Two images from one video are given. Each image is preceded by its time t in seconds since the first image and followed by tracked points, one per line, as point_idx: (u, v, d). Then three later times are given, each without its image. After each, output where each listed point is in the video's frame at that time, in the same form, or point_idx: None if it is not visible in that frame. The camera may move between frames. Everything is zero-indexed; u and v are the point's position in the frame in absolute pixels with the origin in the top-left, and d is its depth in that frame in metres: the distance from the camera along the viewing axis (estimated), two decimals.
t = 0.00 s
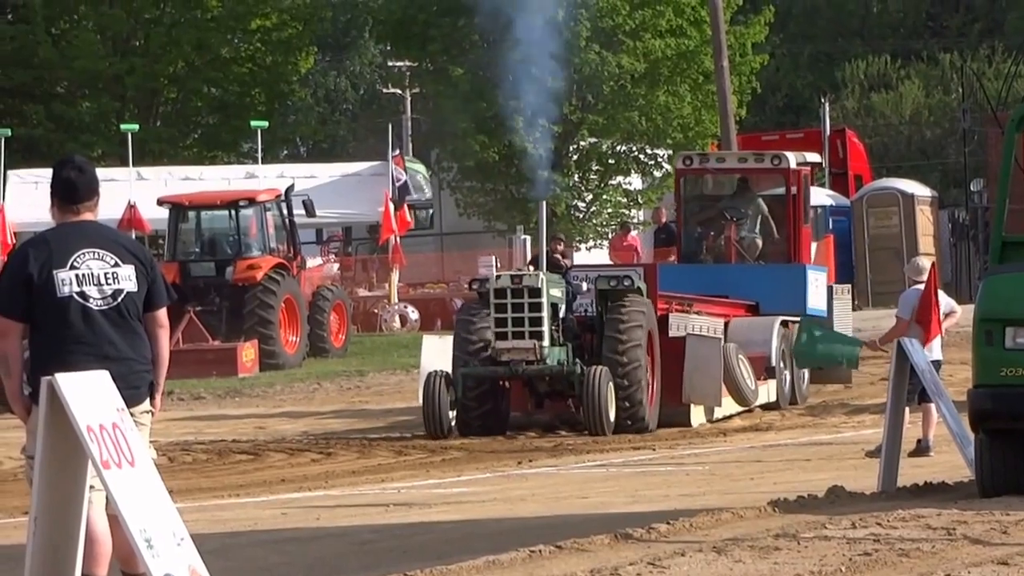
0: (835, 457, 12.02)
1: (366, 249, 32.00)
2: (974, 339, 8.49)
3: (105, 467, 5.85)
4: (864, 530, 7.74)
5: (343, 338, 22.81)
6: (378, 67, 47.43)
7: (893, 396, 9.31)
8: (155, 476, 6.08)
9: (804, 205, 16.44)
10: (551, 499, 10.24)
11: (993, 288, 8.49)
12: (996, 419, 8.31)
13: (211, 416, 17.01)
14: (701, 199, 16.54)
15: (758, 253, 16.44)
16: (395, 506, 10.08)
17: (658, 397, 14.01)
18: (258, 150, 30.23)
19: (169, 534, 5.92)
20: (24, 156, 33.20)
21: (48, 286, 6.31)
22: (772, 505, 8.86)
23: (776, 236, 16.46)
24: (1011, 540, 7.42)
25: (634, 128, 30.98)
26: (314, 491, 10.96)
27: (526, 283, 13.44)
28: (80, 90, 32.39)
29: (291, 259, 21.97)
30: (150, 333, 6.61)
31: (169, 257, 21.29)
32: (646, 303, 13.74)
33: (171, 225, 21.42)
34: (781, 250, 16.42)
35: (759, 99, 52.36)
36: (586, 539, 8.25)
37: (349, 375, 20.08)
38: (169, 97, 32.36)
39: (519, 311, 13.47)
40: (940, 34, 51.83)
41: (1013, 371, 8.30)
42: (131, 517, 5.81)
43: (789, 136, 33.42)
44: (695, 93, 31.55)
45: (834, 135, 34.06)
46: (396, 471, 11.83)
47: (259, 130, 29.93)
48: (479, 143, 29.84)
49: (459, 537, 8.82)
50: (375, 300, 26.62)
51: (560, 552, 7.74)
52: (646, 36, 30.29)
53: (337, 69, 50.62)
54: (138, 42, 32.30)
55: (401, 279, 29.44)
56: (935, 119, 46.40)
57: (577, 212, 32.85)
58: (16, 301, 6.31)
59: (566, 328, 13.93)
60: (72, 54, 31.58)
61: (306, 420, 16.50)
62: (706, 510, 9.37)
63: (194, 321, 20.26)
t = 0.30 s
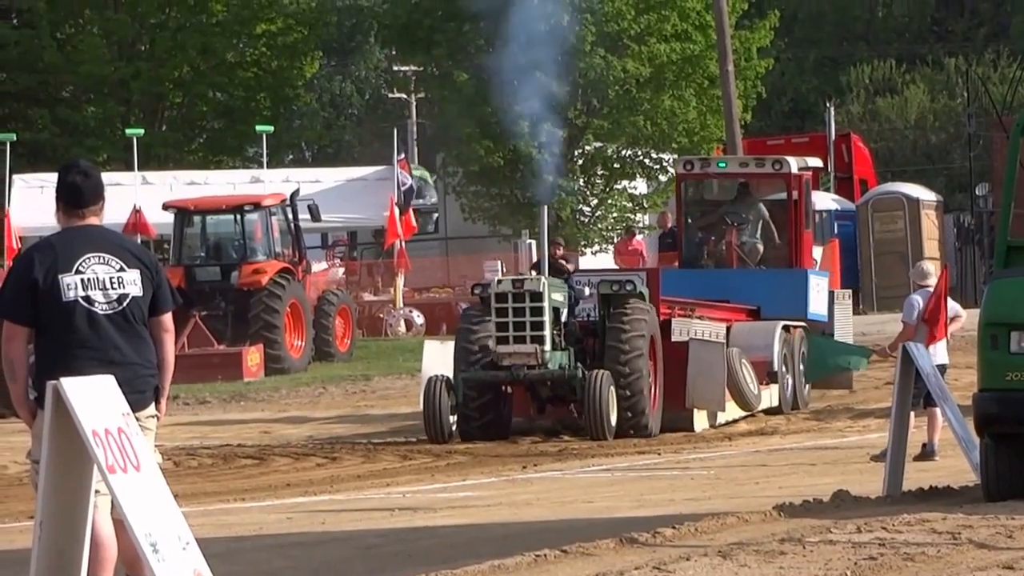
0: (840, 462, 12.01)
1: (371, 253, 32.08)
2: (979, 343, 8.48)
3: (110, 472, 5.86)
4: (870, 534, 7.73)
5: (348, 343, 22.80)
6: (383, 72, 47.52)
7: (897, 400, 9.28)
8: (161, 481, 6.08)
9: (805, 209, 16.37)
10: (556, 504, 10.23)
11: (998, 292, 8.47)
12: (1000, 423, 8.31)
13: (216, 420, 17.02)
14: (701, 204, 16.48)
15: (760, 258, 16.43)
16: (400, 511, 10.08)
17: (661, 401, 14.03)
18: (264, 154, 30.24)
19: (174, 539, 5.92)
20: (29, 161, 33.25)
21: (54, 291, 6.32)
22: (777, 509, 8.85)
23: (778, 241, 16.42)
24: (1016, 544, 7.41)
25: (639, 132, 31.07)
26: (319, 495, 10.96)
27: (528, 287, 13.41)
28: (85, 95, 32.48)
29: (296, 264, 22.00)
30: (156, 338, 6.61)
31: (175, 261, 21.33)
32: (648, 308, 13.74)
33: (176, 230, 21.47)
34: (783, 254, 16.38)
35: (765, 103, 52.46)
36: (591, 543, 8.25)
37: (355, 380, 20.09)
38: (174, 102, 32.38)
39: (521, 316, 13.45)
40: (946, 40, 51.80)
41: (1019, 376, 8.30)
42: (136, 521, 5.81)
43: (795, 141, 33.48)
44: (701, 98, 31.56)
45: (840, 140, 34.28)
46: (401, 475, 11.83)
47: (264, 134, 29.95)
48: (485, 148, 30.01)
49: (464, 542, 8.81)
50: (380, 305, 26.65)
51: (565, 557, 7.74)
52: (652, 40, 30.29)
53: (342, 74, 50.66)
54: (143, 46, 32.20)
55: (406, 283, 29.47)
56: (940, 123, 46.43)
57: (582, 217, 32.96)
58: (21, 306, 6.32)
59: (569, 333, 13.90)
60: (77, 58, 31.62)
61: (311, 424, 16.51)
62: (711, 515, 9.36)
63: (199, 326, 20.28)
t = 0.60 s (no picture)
0: (846, 467, 12.00)
1: (377, 259, 32.07)
2: (985, 349, 8.47)
3: (116, 476, 5.86)
4: (875, 539, 7.72)
5: (354, 347, 22.78)
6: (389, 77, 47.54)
7: (904, 405, 9.27)
8: (167, 486, 6.07)
9: (805, 215, 16.44)
10: (561, 508, 10.22)
11: (1003, 296, 8.45)
12: (1007, 428, 8.30)
13: (222, 426, 17.01)
14: (701, 210, 16.50)
15: (759, 264, 16.46)
16: (406, 515, 10.07)
17: (661, 406, 14.04)
18: (269, 160, 30.23)
19: (180, 543, 5.90)
20: (34, 166, 33.26)
21: (59, 297, 6.32)
22: (783, 514, 8.84)
23: (778, 246, 16.52)
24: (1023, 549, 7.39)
25: (645, 137, 30.95)
26: (324, 500, 10.96)
27: (528, 292, 13.39)
28: (91, 100, 32.49)
29: (302, 269, 22.00)
30: (162, 343, 6.60)
31: (181, 266, 21.33)
32: (649, 312, 13.74)
33: (182, 236, 21.44)
34: (783, 259, 16.46)
35: (770, 109, 52.62)
36: (597, 548, 8.25)
37: (360, 385, 20.09)
38: (179, 107, 32.43)
39: (521, 321, 13.43)
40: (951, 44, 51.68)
41: None
42: (142, 526, 5.80)
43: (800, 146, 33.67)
44: (706, 103, 31.37)
45: (845, 145, 34.28)
46: (406, 480, 11.82)
47: (269, 140, 29.96)
48: (489, 154, 29.57)
49: (469, 547, 8.81)
50: (386, 310, 26.65)
51: (570, 562, 7.73)
52: (655, 45, 30.33)
53: (348, 79, 50.69)
54: (148, 52, 32.30)
55: (412, 288, 29.49)
56: (946, 129, 46.44)
57: (587, 222, 32.82)
58: (27, 311, 6.33)
59: (569, 337, 13.90)
60: (82, 64, 31.66)
61: (317, 429, 16.52)
62: (717, 519, 9.35)
63: (204, 331, 20.28)
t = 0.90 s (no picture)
0: (852, 472, 12.00)
1: (383, 264, 32.08)
2: (992, 354, 8.46)
3: (122, 482, 5.86)
4: (881, 545, 7.71)
5: (360, 353, 22.83)
6: (395, 83, 47.56)
7: (910, 411, 9.24)
8: (173, 491, 6.08)
9: (807, 222, 16.49)
10: (568, 514, 10.22)
11: (1009, 303, 8.43)
12: (1013, 434, 8.29)
13: (229, 431, 17.04)
14: (701, 217, 16.49)
15: (760, 270, 16.45)
16: (412, 521, 10.08)
17: (661, 412, 14.02)
18: (276, 166, 30.25)
19: (186, 549, 5.92)
20: (41, 172, 33.30)
21: (65, 302, 6.32)
22: (789, 520, 8.84)
23: (779, 253, 16.48)
24: None
25: (650, 144, 31.37)
26: (330, 506, 10.96)
27: (528, 297, 13.39)
28: (96, 106, 32.50)
29: (308, 274, 22.02)
30: (168, 349, 6.61)
31: (186, 272, 21.31)
32: (650, 318, 13.73)
33: (187, 241, 21.43)
34: (783, 266, 16.44)
35: (776, 114, 52.77)
36: (603, 553, 8.25)
37: (366, 391, 20.09)
38: (186, 112, 32.50)
39: (520, 326, 13.43)
40: (958, 50, 51.61)
41: None
42: (148, 531, 5.81)
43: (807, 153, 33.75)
44: (712, 109, 31.62)
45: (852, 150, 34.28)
46: (412, 486, 11.82)
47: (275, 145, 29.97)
48: (495, 159, 30.22)
49: (476, 552, 8.81)
50: (392, 315, 26.64)
51: (576, 568, 7.74)
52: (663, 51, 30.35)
53: (354, 85, 50.79)
54: (154, 57, 32.31)
55: (418, 294, 29.54)
56: (952, 134, 46.50)
57: (593, 228, 33.01)
58: (33, 317, 6.32)
59: (569, 343, 13.82)
60: (88, 70, 31.70)
61: (323, 434, 16.53)
62: (723, 525, 9.35)
63: (210, 336, 20.29)
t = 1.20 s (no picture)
0: (859, 479, 11.98)
1: (389, 270, 32.12)
2: (997, 361, 8.45)
3: (128, 488, 5.87)
4: (887, 551, 7.70)
5: (366, 359, 22.82)
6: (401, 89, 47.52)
7: (916, 418, 9.23)
8: (178, 497, 6.09)
9: (809, 230, 16.49)
10: (574, 521, 10.21)
11: (1014, 309, 8.42)
12: (1018, 440, 8.28)
13: (235, 438, 17.03)
14: (703, 224, 16.63)
15: (761, 278, 16.41)
16: (418, 528, 10.06)
17: (661, 418, 14.00)
18: (281, 173, 30.27)
19: (191, 555, 5.94)
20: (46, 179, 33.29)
21: (71, 309, 6.32)
22: (795, 526, 8.82)
23: (780, 261, 16.49)
24: None
25: (656, 150, 31.31)
26: (337, 512, 10.95)
27: (526, 304, 13.36)
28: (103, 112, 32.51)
29: (313, 281, 22.04)
30: (173, 355, 6.61)
31: (193, 279, 21.34)
32: (649, 323, 13.73)
33: (194, 247, 21.47)
34: (785, 274, 16.45)
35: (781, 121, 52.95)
36: (609, 560, 8.24)
37: (372, 397, 20.10)
38: (191, 119, 32.53)
39: (519, 333, 13.41)
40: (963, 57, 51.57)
41: None
42: (154, 538, 5.83)
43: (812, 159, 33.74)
44: (718, 116, 31.63)
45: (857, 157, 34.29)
46: (418, 493, 11.81)
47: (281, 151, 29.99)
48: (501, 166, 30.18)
49: (481, 559, 8.80)
50: (398, 322, 26.68)
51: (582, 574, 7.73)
52: (668, 58, 30.42)
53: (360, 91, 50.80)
54: (159, 64, 32.33)
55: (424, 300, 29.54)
56: (957, 141, 46.48)
57: (600, 234, 32.89)
58: (39, 324, 6.32)
59: (569, 350, 13.88)
60: (94, 76, 31.71)
61: (329, 441, 16.52)
62: (729, 532, 9.33)
63: (216, 343, 20.28)
